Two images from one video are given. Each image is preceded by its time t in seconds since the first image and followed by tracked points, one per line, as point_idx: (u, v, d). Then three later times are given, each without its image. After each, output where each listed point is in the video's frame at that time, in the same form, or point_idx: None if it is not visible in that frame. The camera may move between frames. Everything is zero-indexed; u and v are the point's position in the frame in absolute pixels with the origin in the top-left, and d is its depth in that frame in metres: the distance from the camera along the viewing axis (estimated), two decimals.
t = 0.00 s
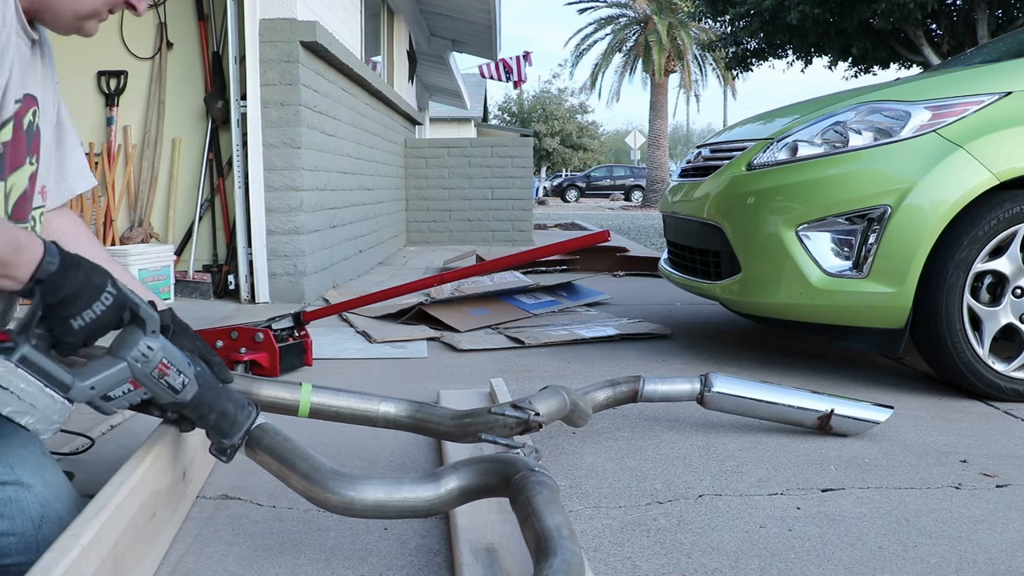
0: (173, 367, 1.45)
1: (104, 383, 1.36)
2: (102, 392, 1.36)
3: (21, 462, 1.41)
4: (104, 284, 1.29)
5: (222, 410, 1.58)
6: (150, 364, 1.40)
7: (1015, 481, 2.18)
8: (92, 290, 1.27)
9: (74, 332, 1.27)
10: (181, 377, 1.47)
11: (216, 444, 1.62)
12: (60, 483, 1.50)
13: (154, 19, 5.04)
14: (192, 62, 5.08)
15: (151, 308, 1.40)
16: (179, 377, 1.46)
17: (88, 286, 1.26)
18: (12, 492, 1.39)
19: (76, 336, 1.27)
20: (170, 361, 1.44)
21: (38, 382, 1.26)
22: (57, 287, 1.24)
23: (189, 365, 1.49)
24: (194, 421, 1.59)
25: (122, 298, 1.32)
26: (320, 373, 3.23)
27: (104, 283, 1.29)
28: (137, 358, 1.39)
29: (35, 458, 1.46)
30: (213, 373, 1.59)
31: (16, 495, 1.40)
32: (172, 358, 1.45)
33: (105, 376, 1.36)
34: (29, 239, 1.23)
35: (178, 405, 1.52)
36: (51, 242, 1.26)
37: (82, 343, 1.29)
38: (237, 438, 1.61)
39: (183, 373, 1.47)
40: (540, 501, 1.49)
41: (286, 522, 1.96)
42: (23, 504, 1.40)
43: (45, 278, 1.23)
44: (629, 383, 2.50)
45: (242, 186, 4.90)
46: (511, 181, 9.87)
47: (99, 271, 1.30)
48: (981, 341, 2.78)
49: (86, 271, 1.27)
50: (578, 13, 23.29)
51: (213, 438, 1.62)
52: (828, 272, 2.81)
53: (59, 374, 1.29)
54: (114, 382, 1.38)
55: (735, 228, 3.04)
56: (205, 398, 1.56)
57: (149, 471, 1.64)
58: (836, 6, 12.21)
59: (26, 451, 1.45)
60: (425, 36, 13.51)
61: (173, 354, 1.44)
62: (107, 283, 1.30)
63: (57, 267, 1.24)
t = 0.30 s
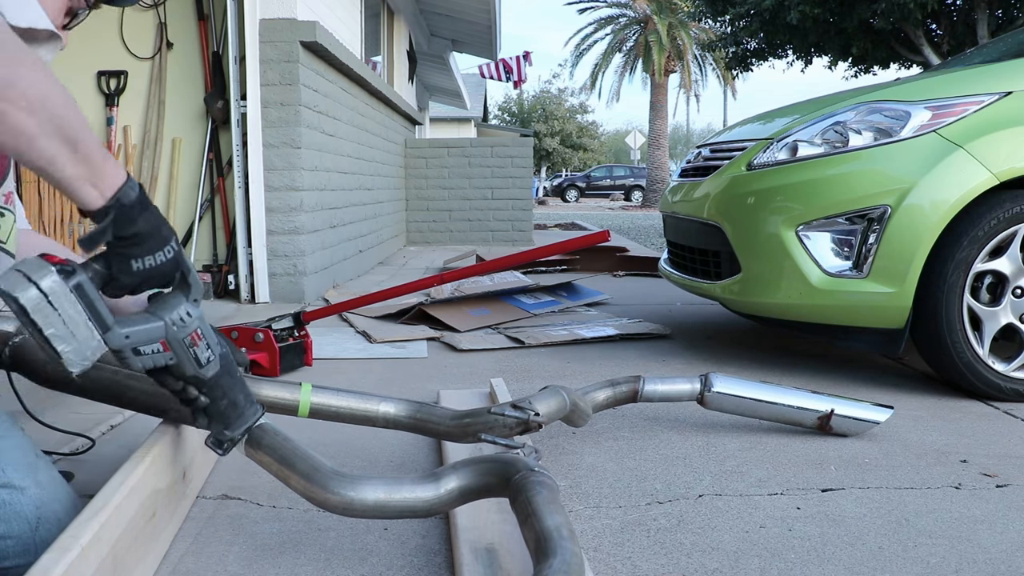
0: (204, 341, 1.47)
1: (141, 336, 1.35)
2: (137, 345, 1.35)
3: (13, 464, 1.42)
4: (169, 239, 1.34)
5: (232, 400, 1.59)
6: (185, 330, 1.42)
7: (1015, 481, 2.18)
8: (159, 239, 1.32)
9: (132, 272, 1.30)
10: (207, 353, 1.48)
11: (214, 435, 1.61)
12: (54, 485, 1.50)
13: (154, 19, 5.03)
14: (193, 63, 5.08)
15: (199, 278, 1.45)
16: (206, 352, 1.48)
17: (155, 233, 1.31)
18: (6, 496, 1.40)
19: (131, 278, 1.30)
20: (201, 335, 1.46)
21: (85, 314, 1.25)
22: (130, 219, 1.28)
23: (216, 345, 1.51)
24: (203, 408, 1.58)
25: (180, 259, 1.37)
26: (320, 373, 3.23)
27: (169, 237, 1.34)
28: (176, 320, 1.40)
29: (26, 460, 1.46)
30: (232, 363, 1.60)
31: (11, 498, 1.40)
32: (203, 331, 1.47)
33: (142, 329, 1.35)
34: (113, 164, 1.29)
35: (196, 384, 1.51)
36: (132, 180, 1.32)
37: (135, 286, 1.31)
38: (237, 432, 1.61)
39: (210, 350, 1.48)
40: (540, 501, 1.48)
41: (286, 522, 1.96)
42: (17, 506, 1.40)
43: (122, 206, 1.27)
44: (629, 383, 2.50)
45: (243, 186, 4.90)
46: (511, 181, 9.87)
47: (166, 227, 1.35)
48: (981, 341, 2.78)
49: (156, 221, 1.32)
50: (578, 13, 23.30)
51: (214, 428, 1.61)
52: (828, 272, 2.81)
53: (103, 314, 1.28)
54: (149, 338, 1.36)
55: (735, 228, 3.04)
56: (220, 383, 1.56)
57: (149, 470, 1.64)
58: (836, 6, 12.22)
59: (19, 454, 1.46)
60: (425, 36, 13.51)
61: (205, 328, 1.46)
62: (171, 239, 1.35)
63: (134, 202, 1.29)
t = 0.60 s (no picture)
0: (152, 403, 1.41)
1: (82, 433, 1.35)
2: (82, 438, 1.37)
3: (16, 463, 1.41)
4: (65, 339, 1.22)
5: (210, 433, 1.56)
6: (126, 405, 1.37)
7: (1015, 481, 2.18)
8: (54, 349, 1.20)
9: (37, 390, 1.21)
10: (161, 412, 1.44)
11: (210, 460, 1.63)
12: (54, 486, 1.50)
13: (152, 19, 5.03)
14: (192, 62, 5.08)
15: (120, 349, 1.33)
16: (158, 413, 1.43)
17: (48, 345, 1.20)
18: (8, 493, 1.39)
19: (38, 394, 1.22)
20: (147, 399, 1.40)
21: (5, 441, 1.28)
22: (14, 350, 1.16)
23: (169, 397, 1.45)
24: (185, 446, 1.57)
25: (86, 349, 1.26)
26: (320, 374, 3.23)
27: (65, 337, 1.22)
28: (112, 400, 1.35)
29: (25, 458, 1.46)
30: (198, 399, 1.55)
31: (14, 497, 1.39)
32: (150, 394, 1.41)
33: (81, 423, 1.35)
34: None
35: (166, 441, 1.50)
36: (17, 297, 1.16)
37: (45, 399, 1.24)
38: (230, 455, 1.62)
39: (162, 407, 1.43)
40: (541, 502, 1.48)
41: (286, 522, 1.96)
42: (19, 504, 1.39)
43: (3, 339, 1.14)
44: (631, 383, 2.50)
45: (243, 186, 4.90)
46: (511, 181, 9.87)
47: (61, 325, 1.23)
48: (981, 341, 2.78)
49: (47, 330, 1.20)
50: (578, 13, 23.29)
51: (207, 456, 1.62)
52: (828, 272, 2.81)
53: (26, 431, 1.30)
54: (91, 427, 1.37)
55: (735, 228, 3.04)
56: (191, 424, 1.53)
57: (148, 470, 1.64)
58: (836, 6, 12.22)
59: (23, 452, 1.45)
60: (425, 36, 13.50)
61: (149, 391, 1.40)
62: (68, 337, 1.23)
63: (14, 328, 1.14)
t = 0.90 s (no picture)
0: (191, 359, 1.43)
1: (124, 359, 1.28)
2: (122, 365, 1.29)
3: (33, 459, 1.40)
4: (149, 263, 1.26)
5: (226, 413, 1.59)
6: (172, 352, 1.37)
7: (1015, 481, 2.18)
8: (138, 268, 1.23)
9: (111, 300, 1.21)
10: (195, 371, 1.45)
11: (210, 444, 1.62)
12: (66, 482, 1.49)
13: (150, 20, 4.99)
14: (192, 63, 5.07)
15: (182, 293, 1.37)
16: (191, 372, 1.44)
17: (134, 261, 1.22)
18: (22, 490, 1.38)
19: (109, 307, 1.22)
20: (188, 351, 1.42)
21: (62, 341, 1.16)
22: (104, 256, 1.17)
23: (203, 363, 1.47)
24: (196, 417, 1.59)
25: (162, 283, 1.29)
26: (320, 374, 3.23)
27: (149, 262, 1.26)
28: (161, 342, 1.34)
29: (45, 453, 1.45)
30: (226, 375, 1.58)
31: (29, 493, 1.39)
32: (193, 350, 1.43)
33: (124, 350, 1.28)
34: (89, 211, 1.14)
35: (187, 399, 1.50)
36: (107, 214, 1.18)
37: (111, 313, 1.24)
38: (233, 443, 1.62)
39: (197, 368, 1.45)
40: (543, 505, 1.48)
41: (286, 522, 1.96)
42: (32, 501, 1.39)
43: (94, 247, 1.16)
44: (634, 385, 2.50)
45: (243, 186, 4.90)
46: (511, 181, 9.87)
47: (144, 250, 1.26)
48: (981, 341, 2.78)
49: (133, 248, 1.23)
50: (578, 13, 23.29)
51: (210, 436, 1.62)
52: (828, 272, 2.81)
53: (81, 338, 1.20)
54: (133, 360, 1.31)
55: (735, 228, 3.04)
56: (213, 397, 1.55)
57: (150, 471, 1.64)
58: (836, 6, 12.22)
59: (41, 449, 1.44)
60: (425, 36, 13.50)
61: (191, 344, 1.42)
62: (151, 263, 1.26)
63: (113, 234, 1.18)
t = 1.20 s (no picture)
0: (290, 315, 1.45)
1: (251, 270, 1.37)
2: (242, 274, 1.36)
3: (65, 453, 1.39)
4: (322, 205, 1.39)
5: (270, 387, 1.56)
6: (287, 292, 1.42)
7: (1015, 481, 2.18)
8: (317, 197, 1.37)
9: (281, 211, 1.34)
10: (284, 329, 1.45)
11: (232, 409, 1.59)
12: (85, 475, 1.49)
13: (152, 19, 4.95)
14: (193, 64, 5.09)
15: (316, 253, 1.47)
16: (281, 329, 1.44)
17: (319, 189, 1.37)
18: (52, 483, 1.38)
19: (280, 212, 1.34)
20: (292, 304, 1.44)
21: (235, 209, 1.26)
22: (309, 167, 1.34)
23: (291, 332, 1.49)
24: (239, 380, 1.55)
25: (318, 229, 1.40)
26: (320, 373, 3.23)
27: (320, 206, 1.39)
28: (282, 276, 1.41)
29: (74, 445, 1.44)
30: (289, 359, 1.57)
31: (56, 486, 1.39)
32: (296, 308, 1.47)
33: (257, 263, 1.39)
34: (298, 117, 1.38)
35: (254, 355, 1.45)
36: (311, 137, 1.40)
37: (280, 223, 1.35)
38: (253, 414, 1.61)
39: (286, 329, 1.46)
40: (543, 505, 1.48)
41: (286, 522, 1.96)
42: (60, 493, 1.39)
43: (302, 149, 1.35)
44: (635, 385, 2.50)
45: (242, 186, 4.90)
46: (511, 181, 9.86)
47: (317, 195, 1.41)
48: (981, 341, 2.78)
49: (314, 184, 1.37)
50: (578, 13, 23.30)
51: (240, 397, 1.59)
52: (828, 272, 2.81)
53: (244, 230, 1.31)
54: (257, 272, 1.38)
55: (735, 228, 3.04)
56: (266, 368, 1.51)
57: (149, 471, 1.63)
58: (836, 6, 12.22)
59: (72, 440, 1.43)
60: (425, 36, 13.50)
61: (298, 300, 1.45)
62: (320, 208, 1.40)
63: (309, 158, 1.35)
